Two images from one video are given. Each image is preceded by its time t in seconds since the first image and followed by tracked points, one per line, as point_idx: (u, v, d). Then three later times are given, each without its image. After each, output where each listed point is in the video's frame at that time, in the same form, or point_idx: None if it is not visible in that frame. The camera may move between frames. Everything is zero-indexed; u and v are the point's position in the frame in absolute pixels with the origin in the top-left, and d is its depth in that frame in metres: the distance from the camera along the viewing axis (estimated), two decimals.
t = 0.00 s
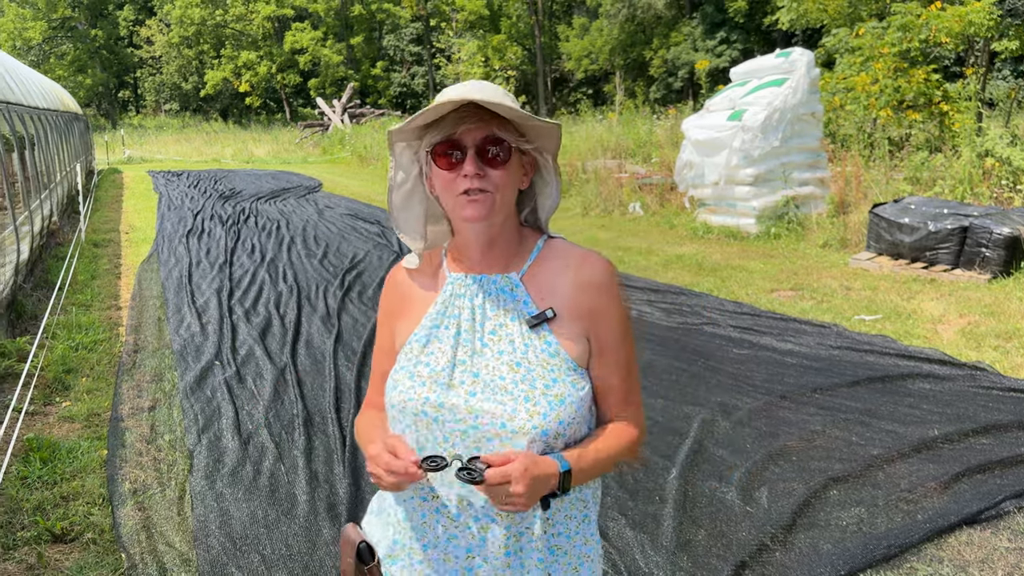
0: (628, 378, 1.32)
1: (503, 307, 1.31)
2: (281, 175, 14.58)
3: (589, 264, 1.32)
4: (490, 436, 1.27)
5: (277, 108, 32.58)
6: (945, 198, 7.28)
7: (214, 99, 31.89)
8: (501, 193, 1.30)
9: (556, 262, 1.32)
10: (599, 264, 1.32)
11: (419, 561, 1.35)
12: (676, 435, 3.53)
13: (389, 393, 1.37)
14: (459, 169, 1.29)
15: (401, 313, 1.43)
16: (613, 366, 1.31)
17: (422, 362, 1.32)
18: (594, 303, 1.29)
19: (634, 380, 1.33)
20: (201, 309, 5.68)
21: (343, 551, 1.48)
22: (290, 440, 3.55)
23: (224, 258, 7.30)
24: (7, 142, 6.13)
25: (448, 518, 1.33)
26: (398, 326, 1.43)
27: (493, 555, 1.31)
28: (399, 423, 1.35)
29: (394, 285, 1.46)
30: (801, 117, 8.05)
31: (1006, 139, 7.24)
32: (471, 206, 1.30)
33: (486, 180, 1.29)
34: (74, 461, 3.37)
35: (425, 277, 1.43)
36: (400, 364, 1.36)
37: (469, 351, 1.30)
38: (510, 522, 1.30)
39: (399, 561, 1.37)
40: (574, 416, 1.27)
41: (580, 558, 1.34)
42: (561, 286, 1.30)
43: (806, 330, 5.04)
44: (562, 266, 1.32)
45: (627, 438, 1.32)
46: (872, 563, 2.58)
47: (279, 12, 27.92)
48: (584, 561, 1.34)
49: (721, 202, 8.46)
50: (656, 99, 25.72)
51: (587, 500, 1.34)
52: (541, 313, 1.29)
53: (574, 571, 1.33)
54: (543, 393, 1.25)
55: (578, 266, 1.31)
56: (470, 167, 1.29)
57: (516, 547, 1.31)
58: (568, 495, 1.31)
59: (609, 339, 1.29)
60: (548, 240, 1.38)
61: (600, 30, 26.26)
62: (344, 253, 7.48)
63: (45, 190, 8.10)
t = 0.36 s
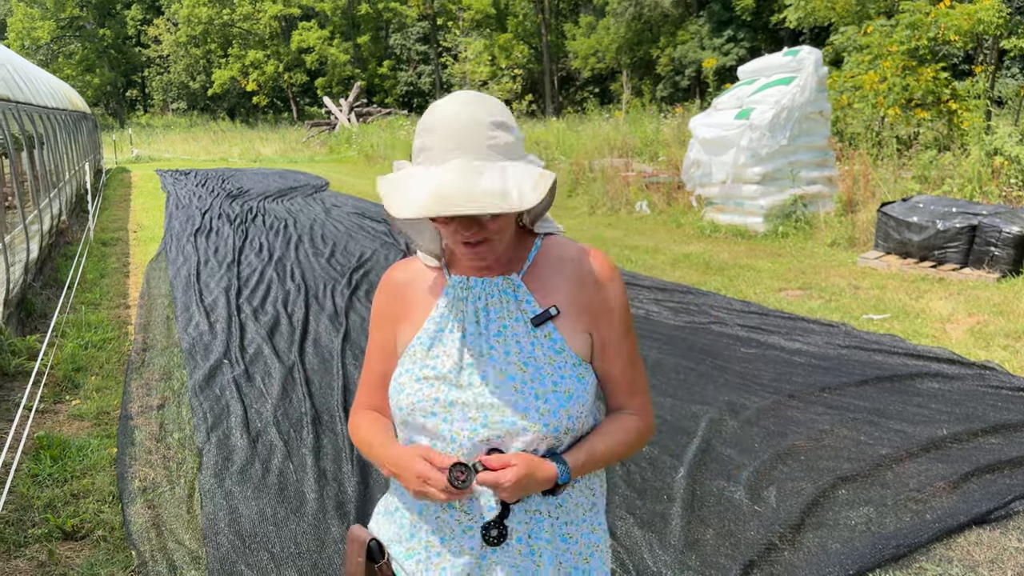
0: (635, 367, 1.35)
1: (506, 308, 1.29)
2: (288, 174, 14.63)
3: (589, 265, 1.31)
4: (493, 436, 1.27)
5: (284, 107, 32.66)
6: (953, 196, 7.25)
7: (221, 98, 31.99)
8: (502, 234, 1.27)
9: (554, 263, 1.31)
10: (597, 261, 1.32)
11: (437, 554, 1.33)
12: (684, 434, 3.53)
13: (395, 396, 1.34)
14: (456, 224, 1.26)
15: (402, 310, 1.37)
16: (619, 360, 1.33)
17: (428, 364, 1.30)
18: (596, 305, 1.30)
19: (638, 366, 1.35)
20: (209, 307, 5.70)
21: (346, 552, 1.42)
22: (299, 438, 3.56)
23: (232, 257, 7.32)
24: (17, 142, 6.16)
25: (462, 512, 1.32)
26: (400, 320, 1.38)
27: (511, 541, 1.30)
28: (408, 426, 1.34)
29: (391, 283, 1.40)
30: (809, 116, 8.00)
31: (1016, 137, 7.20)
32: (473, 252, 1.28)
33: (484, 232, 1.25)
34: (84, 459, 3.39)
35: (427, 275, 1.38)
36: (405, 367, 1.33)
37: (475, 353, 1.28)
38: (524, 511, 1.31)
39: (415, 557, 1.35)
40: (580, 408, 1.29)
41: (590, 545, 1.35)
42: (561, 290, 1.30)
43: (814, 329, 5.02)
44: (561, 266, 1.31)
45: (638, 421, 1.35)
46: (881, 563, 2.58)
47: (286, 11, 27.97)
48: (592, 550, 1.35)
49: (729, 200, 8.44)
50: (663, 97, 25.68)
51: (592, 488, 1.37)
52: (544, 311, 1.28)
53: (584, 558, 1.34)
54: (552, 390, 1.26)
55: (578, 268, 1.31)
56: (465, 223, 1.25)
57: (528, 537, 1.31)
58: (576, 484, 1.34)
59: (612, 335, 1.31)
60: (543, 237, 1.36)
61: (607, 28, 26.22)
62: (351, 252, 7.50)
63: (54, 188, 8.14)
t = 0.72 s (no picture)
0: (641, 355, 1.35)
1: (512, 312, 1.28)
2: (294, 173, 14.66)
3: (593, 259, 1.31)
4: (505, 440, 1.27)
5: (290, 107, 32.74)
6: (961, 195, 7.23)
7: (228, 98, 32.07)
8: (505, 246, 1.25)
9: (559, 260, 1.30)
10: (599, 254, 1.31)
11: (454, 548, 1.34)
12: (691, 433, 3.52)
13: (405, 408, 1.33)
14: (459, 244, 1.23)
15: (402, 321, 1.35)
16: (626, 350, 1.33)
17: (438, 374, 1.29)
18: (604, 300, 1.30)
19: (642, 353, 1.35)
20: (216, 306, 5.72)
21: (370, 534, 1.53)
22: (306, 435, 3.57)
23: (239, 256, 7.35)
24: (25, 141, 6.19)
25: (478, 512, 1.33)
26: (402, 330, 1.35)
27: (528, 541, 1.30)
28: (423, 435, 1.34)
29: (389, 289, 1.36)
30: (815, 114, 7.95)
31: None
32: (478, 269, 1.26)
33: (487, 250, 1.23)
34: (93, 457, 3.41)
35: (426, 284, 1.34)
36: (413, 377, 1.32)
37: (483, 359, 1.28)
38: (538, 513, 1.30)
39: (431, 549, 1.37)
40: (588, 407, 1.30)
41: (605, 532, 1.37)
42: (567, 287, 1.30)
43: (821, 328, 5.01)
44: (565, 262, 1.30)
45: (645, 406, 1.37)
46: (888, 562, 2.57)
47: (291, 11, 28.03)
48: (607, 535, 1.38)
49: (735, 199, 8.43)
50: (669, 96, 25.64)
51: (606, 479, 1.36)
52: (549, 313, 1.28)
53: (600, 544, 1.36)
54: (562, 393, 1.27)
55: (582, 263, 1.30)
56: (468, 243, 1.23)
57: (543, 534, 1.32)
58: (591, 479, 1.33)
59: (619, 328, 1.31)
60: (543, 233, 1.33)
61: (613, 27, 26.20)
62: (358, 251, 7.52)
63: (61, 187, 8.17)
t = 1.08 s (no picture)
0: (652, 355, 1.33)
1: (520, 301, 1.30)
2: (300, 171, 14.70)
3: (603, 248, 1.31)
4: (509, 430, 1.26)
5: (295, 106, 32.84)
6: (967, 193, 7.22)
7: (233, 97, 32.19)
8: (524, 208, 1.27)
9: (568, 250, 1.31)
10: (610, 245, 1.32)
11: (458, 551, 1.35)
12: (697, 431, 3.52)
13: (412, 397, 1.33)
14: (483, 194, 1.24)
15: (409, 315, 1.36)
16: (636, 345, 1.31)
17: (446, 363, 1.30)
18: (612, 289, 1.29)
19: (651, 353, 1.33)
20: (222, 304, 5.74)
21: (370, 539, 1.46)
22: (312, 433, 3.58)
23: (245, 255, 7.37)
24: (31, 140, 6.22)
25: (483, 513, 1.32)
26: (409, 324, 1.37)
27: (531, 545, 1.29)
28: (427, 426, 1.33)
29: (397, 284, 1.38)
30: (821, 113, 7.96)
31: None
32: (498, 228, 1.26)
33: (511, 201, 1.24)
34: (100, 454, 3.42)
35: (430, 280, 1.36)
36: (422, 366, 1.33)
37: (491, 348, 1.29)
38: (542, 523, 1.29)
39: (436, 551, 1.38)
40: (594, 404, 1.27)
41: (607, 542, 1.36)
42: (576, 275, 1.30)
43: (827, 326, 5.01)
44: (577, 252, 1.31)
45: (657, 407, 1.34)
46: (894, 560, 2.56)
47: (297, 10, 28.10)
48: (612, 544, 1.37)
49: (741, 197, 8.42)
50: (674, 94, 25.63)
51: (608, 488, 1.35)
52: (558, 304, 1.28)
53: (603, 554, 1.35)
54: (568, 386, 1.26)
55: (592, 252, 1.30)
56: (494, 191, 1.24)
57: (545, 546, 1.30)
58: (593, 483, 1.32)
59: (628, 320, 1.29)
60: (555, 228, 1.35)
61: (618, 25, 26.14)
62: (363, 249, 7.54)
63: (68, 186, 8.20)
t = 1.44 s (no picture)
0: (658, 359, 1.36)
1: (530, 295, 1.33)
2: (302, 171, 14.71)
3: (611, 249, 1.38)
4: (515, 421, 1.27)
5: (297, 106, 32.85)
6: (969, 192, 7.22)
7: (235, 97, 32.23)
8: (532, 194, 1.33)
9: (576, 251, 1.38)
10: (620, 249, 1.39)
11: (462, 551, 1.37)
12: (700, 430, 3.53)
13: (417, 388, 1.34)
14: (492, 175, 1.30)
15: (416, 305, 1.41)
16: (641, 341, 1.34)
17: (453, 354, 1.32)
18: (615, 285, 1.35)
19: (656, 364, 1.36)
20: (225, 304, 5.75)
21: (373, 548, 1.48)
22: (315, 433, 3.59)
23: (248, 255, 7.38)
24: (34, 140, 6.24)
25: (488, 509, 1.33)
26: (414, 320, 1.42)
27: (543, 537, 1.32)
28: (430, 418, 1.33)
29: (407, 276, 1.43)
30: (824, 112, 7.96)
31: None
32: (505, 210, 1.32)
33: (519, 185, 1.30)
34: (104, 454, 3.43)
35: (440, 269, 1.42)
36: (427, 358, 1.34)
37: (499, 341, 1.31)
38: (554, 514, 1.31)
39: (440, 555, 1.39)
40: (603, 396, 1.28)
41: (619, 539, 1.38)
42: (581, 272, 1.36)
43: (829, 326, 5.01)
44: (582, 253, 1.37)
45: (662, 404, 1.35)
46: (897, 559, 2.57)
47: (299, 10, 28.11)
48: (618, 549, 1.38)
49: (743, 197, 8.41)
50: (676, 94, 25.62)
51: (617, 489, 1.37)
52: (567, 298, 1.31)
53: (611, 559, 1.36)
54: (576, 375, 1.27)
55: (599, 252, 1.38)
56: (503, 171, 1.30)
57: (557, 536, 1.32)
58: (605, 482, 1.34)
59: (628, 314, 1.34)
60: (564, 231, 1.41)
61: (620, 25, 26.05)
62: (366, 249, 7.56)
63: (71, 186, 8.21)
